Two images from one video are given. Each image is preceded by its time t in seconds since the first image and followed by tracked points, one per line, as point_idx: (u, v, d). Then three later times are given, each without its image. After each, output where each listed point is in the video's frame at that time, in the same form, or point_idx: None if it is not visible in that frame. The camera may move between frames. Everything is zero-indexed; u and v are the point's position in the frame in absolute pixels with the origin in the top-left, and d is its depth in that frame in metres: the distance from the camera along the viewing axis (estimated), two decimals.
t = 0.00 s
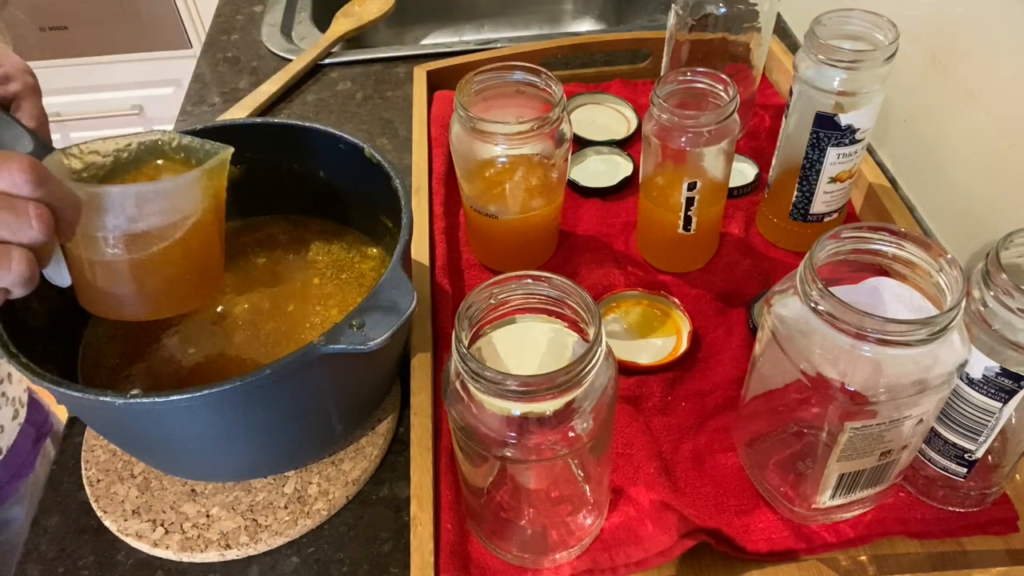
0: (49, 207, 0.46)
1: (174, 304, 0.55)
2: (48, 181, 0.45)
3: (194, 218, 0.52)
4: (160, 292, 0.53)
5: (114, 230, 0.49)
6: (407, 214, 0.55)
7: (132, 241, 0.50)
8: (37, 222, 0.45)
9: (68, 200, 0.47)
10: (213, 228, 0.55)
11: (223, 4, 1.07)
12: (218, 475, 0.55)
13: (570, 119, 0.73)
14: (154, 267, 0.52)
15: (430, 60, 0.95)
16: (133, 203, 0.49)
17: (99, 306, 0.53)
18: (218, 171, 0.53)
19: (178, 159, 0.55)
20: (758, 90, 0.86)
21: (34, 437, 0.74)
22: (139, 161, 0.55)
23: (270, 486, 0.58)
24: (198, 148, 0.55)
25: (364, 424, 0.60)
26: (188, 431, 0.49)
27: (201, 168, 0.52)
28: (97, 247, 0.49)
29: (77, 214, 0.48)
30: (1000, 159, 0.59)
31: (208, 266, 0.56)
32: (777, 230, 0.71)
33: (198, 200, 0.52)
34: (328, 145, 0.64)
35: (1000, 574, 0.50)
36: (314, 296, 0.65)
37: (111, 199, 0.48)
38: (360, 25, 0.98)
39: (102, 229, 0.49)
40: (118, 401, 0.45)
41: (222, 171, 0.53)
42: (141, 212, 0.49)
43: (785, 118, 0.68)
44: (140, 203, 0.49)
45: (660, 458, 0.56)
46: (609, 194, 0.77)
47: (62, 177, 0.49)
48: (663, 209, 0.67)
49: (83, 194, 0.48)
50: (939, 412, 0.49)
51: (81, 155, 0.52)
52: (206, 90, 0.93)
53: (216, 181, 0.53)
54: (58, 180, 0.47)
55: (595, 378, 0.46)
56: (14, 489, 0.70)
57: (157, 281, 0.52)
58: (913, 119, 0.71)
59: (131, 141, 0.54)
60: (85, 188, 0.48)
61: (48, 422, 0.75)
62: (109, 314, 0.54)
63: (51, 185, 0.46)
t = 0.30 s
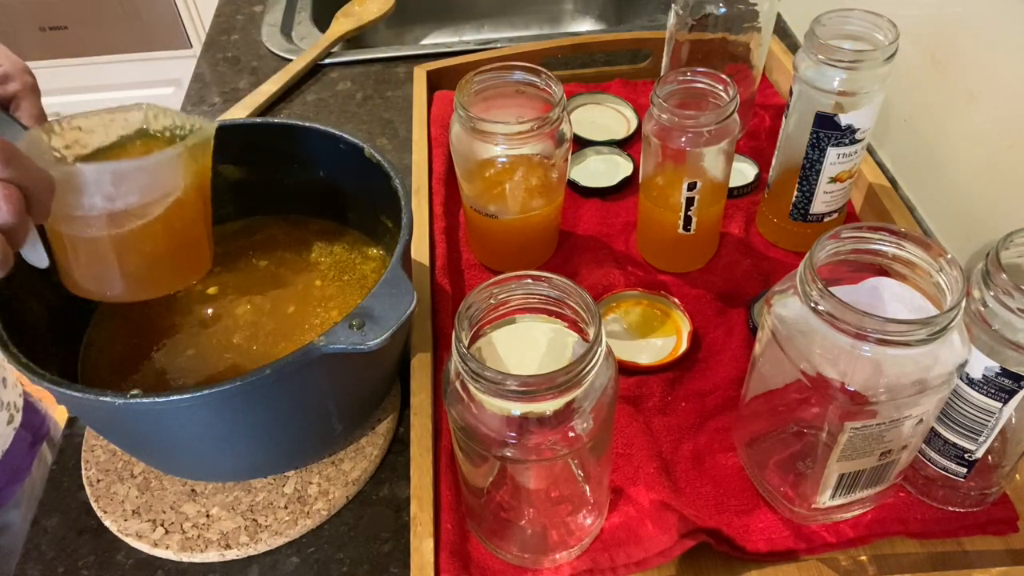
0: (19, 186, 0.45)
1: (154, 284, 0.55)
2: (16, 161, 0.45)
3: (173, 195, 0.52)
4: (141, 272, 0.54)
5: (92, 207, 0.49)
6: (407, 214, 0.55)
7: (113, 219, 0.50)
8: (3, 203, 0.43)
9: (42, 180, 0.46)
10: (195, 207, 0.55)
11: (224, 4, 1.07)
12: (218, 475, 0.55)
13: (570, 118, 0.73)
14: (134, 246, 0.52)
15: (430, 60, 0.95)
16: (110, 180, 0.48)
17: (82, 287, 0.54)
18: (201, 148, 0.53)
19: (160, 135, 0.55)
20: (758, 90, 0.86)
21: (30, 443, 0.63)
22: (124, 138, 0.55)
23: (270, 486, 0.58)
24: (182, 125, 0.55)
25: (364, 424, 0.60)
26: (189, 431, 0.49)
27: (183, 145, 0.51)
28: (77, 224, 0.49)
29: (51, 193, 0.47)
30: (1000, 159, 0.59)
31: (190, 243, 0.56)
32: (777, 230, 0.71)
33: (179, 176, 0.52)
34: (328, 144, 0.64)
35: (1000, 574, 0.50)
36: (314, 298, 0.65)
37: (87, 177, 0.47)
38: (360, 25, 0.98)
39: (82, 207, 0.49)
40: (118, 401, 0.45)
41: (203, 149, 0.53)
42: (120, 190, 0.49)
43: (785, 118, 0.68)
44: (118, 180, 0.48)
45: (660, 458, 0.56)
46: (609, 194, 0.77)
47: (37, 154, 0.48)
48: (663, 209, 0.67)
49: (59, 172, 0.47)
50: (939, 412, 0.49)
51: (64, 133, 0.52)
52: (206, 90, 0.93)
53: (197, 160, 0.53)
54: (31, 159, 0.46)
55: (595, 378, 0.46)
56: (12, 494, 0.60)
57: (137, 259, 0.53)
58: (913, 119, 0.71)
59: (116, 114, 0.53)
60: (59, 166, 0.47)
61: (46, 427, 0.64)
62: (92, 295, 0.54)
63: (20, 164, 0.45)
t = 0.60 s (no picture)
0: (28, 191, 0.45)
1: (154, 285, 0.55)
2: (24, 165, 0.45)
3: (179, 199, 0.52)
4: (144, 274, 0.54)
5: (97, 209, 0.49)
6: (407, 214, 0.55)
7: (117, 223, 0.50)
8: (13, 206, 0.44)
9: (47, 181, 0.46)
10: (200, 210, 0.56)
11: (224, 4, 1.07)
12: (219, 474, 0.55)
13: (570, 118, 0.73)
14: (138, 248, 0.52)
15: (430, 60, 0.95)
16: (116, 185, 0.48)
17: (85, 284, 0.54)
18: (206, 152, 0.54)
19: (165, 138, 0.55)
20: (758, 90, 0.86)
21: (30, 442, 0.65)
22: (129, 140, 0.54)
23: (270, 486, 0.58)
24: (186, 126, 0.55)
25: (364, 424, 0.60)
26: (189, 432, 0.49)
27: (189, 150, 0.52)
28: (83, 226, 0.49)
29: (57, 196, 0.47)
30: (1000, 159, 0.59)
31: (192, 246, 0.56)
32: (777, 230, 0.71)
33: (185, 181, 0.52)
34: (328, 144, 0.64)
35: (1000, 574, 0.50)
36: (314, 298, 0.65)
37: (94, 181, 0.47)
38: (360, 25, 0.98)
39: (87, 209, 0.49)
40: (118, 401, 0.45)
41: (208, 153, 0.54)
42: (125, 194, 0.49)
43: (785, 118, 0.68)
44: (123, 185, 0.48)
45: (660, 458, 0.56)
46: (609, 194, 0.77)
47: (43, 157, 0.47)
48: (663, 209, 0.67)
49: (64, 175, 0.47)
50: (938, 412, 0.49)
51: (68, 132, 0.51)
52: (206, 90, 0.93)
53: (202, 163, 0.53)
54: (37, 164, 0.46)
55: (595, 378, 0.46)
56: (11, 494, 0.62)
57: (141, 260, 0.53)
58: (913, 119, 0.71)
59: (123, 115, 0.53)
60: (67, 170, 0.47)
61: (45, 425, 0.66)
62: (92, 292, 0.54)
63: (28, 169, 0.45)
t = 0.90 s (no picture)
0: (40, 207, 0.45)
1: (161, 301, 0.55)
2: (38, 182, 0.44)
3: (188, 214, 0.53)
4: (151, 287, 0.54)
5: (107, 224, 0.49)
6: (407, 214, 0.55)
7: (125, 237, 0.50)
8: (24, 223, 0.44)
9: (61, 199, 0.46)
10: (209, 227, 0.56)
11: (224, 5, 1.07)
12: (219, 474, 0.55)
13: (570, 119, 0.73)
14: (144, 261, 0.52)
15: (430, 60, 0.95)
16: (126, 201, 0.49)
17: (94, 298, 0.54)
18: (217, 169, 0.54)
19: (178, 152, 0.57)
20: (758, 90, 0.86)
21: (32, 441, 0.73)
22: (141, 156, 0.56)
23: (270, 486, 0.58)
24: (199, 140, 0.56)
25: (364, 424, 0.60)
26: (189, 432, 0.49)
27: (200, 167, 0.52)
28: (92, 240, 0.50)
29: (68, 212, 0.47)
30: (1000, 159, 0.59)
31: (201, 264, 0.56)
32: (777, 230, 0.71)
33: (194, 198, 0.52)
34: (328, 145, 0.64)
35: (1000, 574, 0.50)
36: (313, 298, 0.65)
37: (104, 197, 0.48)
38: (360, 25, 0.98)
39: (97, 223, 0.49)
40: (118, 401, 0.45)
41: (219, 169, 0.54)
42: (134, 210, 0.50)
43: (785, 118, 0.68)
44: (133, 202, 0.49)
45: (660, 458, 0.56)
46: (609, 194, 0.77)
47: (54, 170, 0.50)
48: (663, 209, 0.67)
49: (76, 191, 0.48)
50: (939, 412, 0.49)
51: (80, 146, 0.53)
52: (206, 90, 0.93)
53: (212, 180, 0.54)
54: (51, 181, 0.46)
55: (595, 378, 0.46)
56: (14, 491, 0.69)
57: (148, 274, 0.53)
58: (913, 119, 0.71)
59: (135, 128, 0.55)
60: (77, 185, 0.48)
61: (49, 425, 0.73)
62: (102, 306, 0.54)
63: (43, 185, 0.45)
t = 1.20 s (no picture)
0: (39, 211, 0.45)
1: (158, 308, 0.55)
2: (37, 186, 0.44)
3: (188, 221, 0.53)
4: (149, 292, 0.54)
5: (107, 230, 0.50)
6: (407, 214, 0.55)
7: (124, 243, 0.50)
8: (23, 228, 0.44)
9: (62, 204, 0.47)
10: (210, 233, 0.56)
11: (224, 4, 1.07)
12: (219, 475, 0.55)
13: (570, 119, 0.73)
14: (144, 266, 0.52)
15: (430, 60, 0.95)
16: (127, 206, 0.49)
17: (93, 304, 0.53)
18: (218, 176, 0.54)
19: (181, 159, 0.56)
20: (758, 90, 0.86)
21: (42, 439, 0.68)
22: (144, 162, 0.56)
23: (270, 486, 0.58)
24: (200, 146, 0.56)
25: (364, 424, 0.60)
26: (189, 432, 0.49)
27: (199, 173, 0.52)
28: (92, 245, 0.50)
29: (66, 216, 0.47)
30: (1000, 159, 0.59)
31: (200, 270, 0.56)
32: (777, 230, 0.71)
33: (194, 206, 0.53)
34: (328, 145, 0.64)
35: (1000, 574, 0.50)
36: (313, 298, 0.65)
37: (103, 203, 0.49)
38: (360, 25, 0.98)
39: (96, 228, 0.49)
40: (118, 401, 0.45)
41: (220, 176, 0.54)
42: (134, 216, 0.50)
43: (785, 118, 0.68)
44: (134, 208, 0.50)
45: (660, 458, 0.56)
46: (609, 193, 0.77)
47: (55, 172, 0.50)
48: (663, 209, 0.67)
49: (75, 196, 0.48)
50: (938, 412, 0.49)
51: (82, 149, 0.53)
52: (206, 90, 0.93)
53: (213, 188, 0.54)
54: (51, 185, 0.46)
55: (595, 378, 0.46)
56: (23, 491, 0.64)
57: (145, 280, 0.53)
58: (913, 119, 0.71)
59: (137, 133, 0.55)
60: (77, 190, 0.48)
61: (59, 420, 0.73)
62: (101, 312, 0.54)
63: (42, 190, 0.45)
